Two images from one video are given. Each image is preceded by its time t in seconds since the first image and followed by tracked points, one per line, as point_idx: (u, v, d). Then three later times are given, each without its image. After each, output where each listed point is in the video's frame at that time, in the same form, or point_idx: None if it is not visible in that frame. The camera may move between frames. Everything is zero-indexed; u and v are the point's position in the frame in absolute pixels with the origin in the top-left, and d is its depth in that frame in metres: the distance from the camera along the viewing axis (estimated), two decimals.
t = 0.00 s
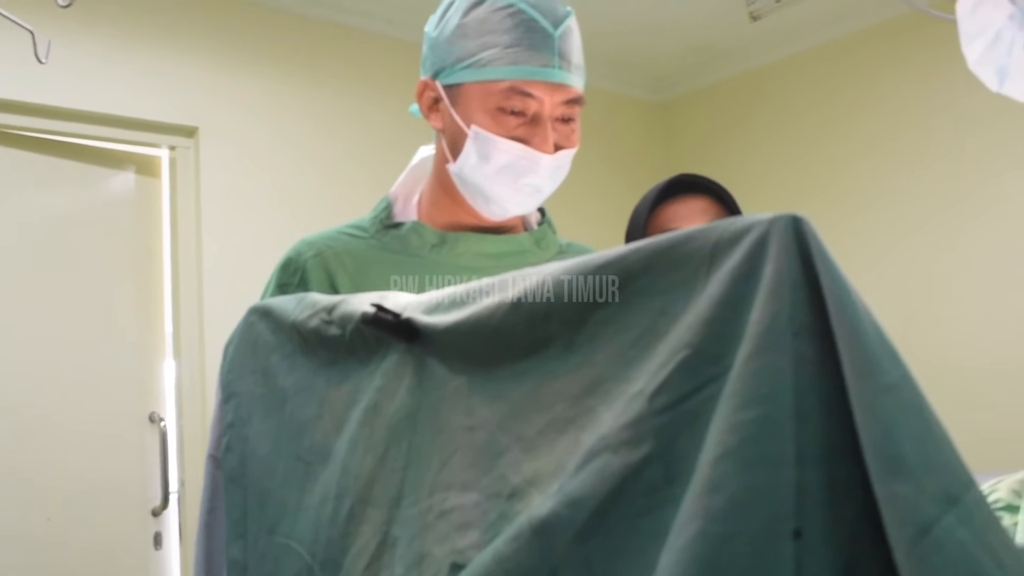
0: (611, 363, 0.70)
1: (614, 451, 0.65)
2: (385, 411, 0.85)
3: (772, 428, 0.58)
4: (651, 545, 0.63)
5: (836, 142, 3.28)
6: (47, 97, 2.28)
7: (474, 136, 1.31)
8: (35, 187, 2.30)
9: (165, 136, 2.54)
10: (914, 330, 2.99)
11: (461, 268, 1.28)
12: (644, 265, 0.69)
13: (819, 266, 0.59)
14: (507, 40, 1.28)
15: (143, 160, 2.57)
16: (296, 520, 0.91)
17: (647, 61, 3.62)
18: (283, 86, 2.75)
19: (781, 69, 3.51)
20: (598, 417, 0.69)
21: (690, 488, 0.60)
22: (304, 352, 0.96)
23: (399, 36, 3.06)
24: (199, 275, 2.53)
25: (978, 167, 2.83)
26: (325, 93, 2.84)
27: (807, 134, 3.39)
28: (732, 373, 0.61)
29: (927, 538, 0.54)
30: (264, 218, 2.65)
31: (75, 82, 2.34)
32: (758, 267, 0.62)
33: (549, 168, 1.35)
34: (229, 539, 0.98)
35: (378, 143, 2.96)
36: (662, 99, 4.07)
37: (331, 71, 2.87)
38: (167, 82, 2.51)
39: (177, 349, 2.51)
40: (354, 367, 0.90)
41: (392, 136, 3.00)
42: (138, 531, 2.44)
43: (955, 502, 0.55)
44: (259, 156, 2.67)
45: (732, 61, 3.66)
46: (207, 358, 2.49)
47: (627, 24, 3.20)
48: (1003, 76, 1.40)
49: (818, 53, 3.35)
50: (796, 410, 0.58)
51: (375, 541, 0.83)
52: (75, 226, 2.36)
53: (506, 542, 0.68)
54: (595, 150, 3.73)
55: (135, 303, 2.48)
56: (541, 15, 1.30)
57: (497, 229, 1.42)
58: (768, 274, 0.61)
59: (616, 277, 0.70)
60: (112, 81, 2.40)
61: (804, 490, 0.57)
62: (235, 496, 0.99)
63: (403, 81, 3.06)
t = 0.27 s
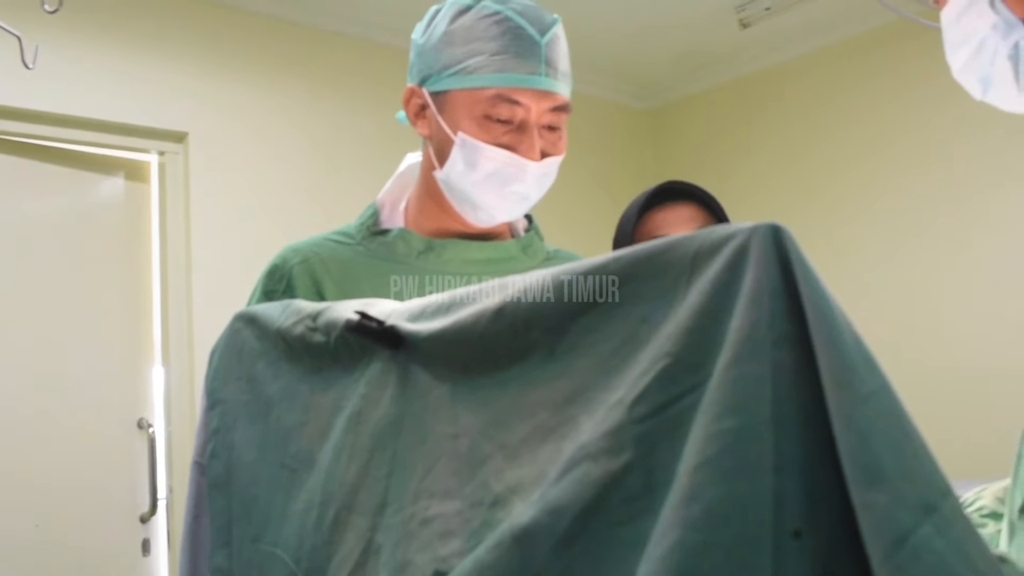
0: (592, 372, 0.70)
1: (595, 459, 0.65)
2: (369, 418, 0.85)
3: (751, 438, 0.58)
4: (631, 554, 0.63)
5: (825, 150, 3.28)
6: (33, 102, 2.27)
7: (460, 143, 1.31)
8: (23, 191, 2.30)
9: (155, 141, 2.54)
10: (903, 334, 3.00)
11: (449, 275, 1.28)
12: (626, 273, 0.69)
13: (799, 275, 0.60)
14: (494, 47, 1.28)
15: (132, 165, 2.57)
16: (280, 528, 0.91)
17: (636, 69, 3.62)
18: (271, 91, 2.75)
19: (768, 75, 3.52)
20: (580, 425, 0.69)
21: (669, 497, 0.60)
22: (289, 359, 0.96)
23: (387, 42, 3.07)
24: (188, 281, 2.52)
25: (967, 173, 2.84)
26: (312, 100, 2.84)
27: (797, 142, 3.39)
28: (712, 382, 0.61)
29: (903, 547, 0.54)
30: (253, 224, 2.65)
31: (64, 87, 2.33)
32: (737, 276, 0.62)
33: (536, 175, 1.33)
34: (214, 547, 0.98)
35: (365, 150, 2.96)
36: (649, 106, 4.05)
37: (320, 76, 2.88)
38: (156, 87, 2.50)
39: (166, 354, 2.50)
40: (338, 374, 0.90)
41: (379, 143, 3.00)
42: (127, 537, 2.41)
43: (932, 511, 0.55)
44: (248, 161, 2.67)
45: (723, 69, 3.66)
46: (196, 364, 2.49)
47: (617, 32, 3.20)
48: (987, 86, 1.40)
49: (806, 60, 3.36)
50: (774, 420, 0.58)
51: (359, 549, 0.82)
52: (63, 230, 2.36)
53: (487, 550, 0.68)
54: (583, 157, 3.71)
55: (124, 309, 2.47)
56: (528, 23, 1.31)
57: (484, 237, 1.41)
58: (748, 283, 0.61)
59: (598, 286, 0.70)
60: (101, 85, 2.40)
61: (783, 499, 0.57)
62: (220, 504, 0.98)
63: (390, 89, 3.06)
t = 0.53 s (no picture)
0: (568, 379, 0.70)
1: (570, 466, 0.65)
2: (349, 425, 0.85)
3: (724, 445, 0.58)
4: (606, 562, 0.64)
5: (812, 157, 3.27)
6: (12, 105, 2.26)
7: (444, 149, 1.31)
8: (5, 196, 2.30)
9: (141, 146, 2.53)
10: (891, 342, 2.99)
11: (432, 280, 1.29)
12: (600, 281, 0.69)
13: (772, 282, 0.60)
14: (476, 53, 1.29)
15: (118, 169, 2.56)
16: (261, 535, 0.91)
17: (622, 74, 3.60)
18: (255, 95, 2.74)
19: (753, 82, 3.51)
20: (557, 433, 0.69)
21: (643, 505, 0.60)
22: (269, 366, 0.95)
23: (369, 45, 3.05)
24: (172, 287, 2.51)
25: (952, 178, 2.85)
26: (294, 104, 2.83)
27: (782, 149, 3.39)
28: (686, 389, 0.61)
29: (874, 554, 0.54)
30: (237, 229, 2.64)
31: (47, 91, 2.33)
32: (711, 284, 0.62)
33: (519, 181, 1.34)
34: (195, 555, 0.98)
35: (348, 154, 2.94)
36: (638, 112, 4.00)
37: (305, 80, 2.87)
38: (140, 91, 2.50)
39: (150, 359, 2.48)
40: (319, 381, 0.90)
41: (362, 146, 2.98)
42: (111, 544, 2.38)
43: (902, 518, 0.55)
44: (233, 165, 2.66)
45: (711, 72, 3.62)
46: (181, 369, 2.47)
47: (601, 37, 3.20)
48: (966, 90, 1.42)
49: (791, 66, 3.37)
50: (747, 427, 0.59)
51: (339, 556, 0.82)
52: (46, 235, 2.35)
53: (464, 558, 0.68)
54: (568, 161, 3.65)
55: (108, 314, 2.46)
56: (511, 28, 1.31)
57: (467, 241, 1.42)
58: (721, 291, 0.61)
59: (574, 293, 0.70)
60: (84, 90, 2.39)
61: (755, 506, 0.58)
62: (201, 511, 0.98)
63: (372, 92, 3.04)
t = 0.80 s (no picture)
0: (544, 390, 0.70)
1: (545, 477, 0.65)
2: (327, 435, 0.85)
3: (696, 458, 0.58)
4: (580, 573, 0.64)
5: (796, 164, 3.27)
6: None
7: (425, 157, 1.32)
8: None
9: (125, 153, 2.52)
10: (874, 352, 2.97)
11: (413, 288, 1.28)
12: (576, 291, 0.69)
13: (744, 295, 0.60)
14: (457, 62, 1.29)
15: (101, 176, 2.55)
16: (240, 544, 0.90)
17: (607, 80, 3.58)
18: (236, 100, 2.73)
19: (736, 89, 3.49)
20: (533, 443, 0.69)
21: (615, 517, 0.60)
22: (249, 375, 0.95)
23: (348, 50, 3.04)
24: (156, 294, 2.50)
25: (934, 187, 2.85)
26: (274, 111, 2.81)
27: (767, 157, 3.37)
28: (659, 401, 0.61)
29: (843, 567, 0.54)
30: (219, 235, 2.63)
31: (30, 97, 2.32)
32: (685, 296, 0.62)
33: (499, 190, 1.35)
34: (174, 564, 0.97)
35: (327, 160, 2.93)
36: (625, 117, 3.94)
37: (288, 86, 2.86)
38: (123, 96, 2.49)
39: (134, 366, 2.48)
40: (298, 390, 0.90)
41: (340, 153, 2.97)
42: (94, 554, 2.37)
43: (872, 530, 0.55)
44: (217, 171, 2.65)
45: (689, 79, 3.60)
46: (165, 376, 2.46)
47: (585, 44, 3.20)
48: (943, 98, 1.26)
49: (774, 73, 3.36)
50: (719, 440, 0.59)
51: (318, 566, 0.82)
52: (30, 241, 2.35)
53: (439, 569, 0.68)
54: (549, 169, 3.59)
55: (92, 320, 2.45)
56: (492, 36, 1.31)
57: (448, 249, 1.41)
58: (694, 304, 0.61)
59: (550, 304, 0.70)
60: (68, 96, 2.39)
61: (727, 518, 0.58)
62: (181, 520, 0.98)
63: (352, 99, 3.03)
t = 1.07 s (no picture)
0: (524, 397, 0.70)
1: (525, 484, 0.65)
2: (310, 442, 0.85)
3: (674, 465, 0.58)
4: None
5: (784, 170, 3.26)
6: None
7: (410, 162, 1.32)
8: None
9: (113, 157, 2.52)
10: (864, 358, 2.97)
11: (399, 293, 1.28)
12: (556, 298, 0.69)
13: (722, 302, 0.60)
14: (442, 67, 1.29)
15: (89, 180, 2.54)
16: (223, 551, 0.90)
17: (596, 84, 3.58)
18: (225, 104, 2.72)
19: (724, 94, 3.49)
20: (513, 450, 0.69)
21: (593, 524, 0.60)
22: (233, 380, 0.95)
23: (336, 54, 3.03)
24: (144, 299, 2.50)
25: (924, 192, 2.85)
26: (261, 116, 2.80)
27: (756, 162, 3.36)
28: (637, 408, 0.61)
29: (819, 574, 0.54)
30: (206, 240, 2.62)
31: (16, 101, 2.32)
32: (663, 304, 0.62)
33: (485, 195, 1.36)
34: (157, 571, 0.97)
35: (313, 164, 2.91)
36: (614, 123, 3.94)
37: (276, 89, 2.86)
38: (112, 101, 2.49)
39: (122, 371, 2.47)
40: (281, 396, 0.89)
41: (327, 158, 2.95)
42: (79, 560, 2.35)
43: (848, 537, 0.56)
44: (205, 176, 2.64)
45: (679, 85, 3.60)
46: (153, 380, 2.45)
47: (574, 49, 3.20)
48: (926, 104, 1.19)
49: (763, 78, 3.36)
50: (697, 446, 0.59)
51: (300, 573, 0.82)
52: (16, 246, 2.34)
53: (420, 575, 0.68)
54: (538, 174, 3.60)
55: (79, 324, 2.44)
56: (477, 42, 1.32)
57: (434, 254, 1.42)
58: (672, 311, 0.61)
59: (531, 311, 0.70)
60: (54, 100, 2.38)
61: (704, 526, 0.58)
62: (164, 526, 0.97)
63: (339, 103, 3.01)
